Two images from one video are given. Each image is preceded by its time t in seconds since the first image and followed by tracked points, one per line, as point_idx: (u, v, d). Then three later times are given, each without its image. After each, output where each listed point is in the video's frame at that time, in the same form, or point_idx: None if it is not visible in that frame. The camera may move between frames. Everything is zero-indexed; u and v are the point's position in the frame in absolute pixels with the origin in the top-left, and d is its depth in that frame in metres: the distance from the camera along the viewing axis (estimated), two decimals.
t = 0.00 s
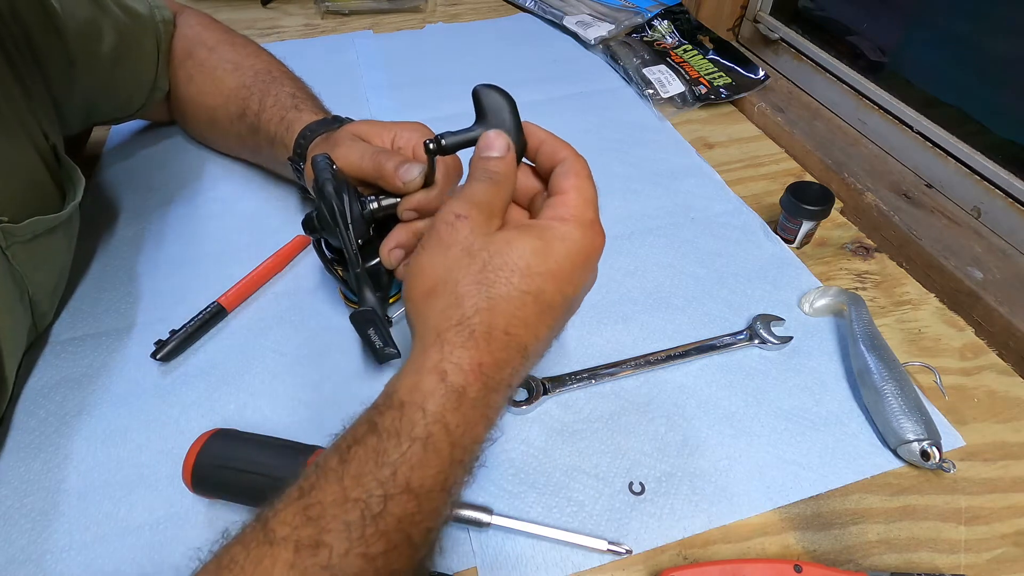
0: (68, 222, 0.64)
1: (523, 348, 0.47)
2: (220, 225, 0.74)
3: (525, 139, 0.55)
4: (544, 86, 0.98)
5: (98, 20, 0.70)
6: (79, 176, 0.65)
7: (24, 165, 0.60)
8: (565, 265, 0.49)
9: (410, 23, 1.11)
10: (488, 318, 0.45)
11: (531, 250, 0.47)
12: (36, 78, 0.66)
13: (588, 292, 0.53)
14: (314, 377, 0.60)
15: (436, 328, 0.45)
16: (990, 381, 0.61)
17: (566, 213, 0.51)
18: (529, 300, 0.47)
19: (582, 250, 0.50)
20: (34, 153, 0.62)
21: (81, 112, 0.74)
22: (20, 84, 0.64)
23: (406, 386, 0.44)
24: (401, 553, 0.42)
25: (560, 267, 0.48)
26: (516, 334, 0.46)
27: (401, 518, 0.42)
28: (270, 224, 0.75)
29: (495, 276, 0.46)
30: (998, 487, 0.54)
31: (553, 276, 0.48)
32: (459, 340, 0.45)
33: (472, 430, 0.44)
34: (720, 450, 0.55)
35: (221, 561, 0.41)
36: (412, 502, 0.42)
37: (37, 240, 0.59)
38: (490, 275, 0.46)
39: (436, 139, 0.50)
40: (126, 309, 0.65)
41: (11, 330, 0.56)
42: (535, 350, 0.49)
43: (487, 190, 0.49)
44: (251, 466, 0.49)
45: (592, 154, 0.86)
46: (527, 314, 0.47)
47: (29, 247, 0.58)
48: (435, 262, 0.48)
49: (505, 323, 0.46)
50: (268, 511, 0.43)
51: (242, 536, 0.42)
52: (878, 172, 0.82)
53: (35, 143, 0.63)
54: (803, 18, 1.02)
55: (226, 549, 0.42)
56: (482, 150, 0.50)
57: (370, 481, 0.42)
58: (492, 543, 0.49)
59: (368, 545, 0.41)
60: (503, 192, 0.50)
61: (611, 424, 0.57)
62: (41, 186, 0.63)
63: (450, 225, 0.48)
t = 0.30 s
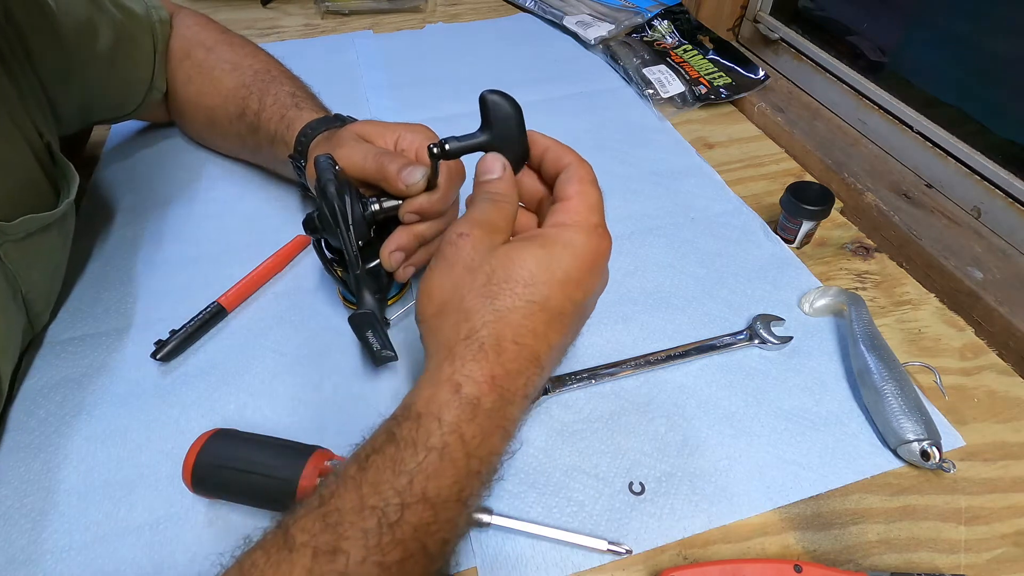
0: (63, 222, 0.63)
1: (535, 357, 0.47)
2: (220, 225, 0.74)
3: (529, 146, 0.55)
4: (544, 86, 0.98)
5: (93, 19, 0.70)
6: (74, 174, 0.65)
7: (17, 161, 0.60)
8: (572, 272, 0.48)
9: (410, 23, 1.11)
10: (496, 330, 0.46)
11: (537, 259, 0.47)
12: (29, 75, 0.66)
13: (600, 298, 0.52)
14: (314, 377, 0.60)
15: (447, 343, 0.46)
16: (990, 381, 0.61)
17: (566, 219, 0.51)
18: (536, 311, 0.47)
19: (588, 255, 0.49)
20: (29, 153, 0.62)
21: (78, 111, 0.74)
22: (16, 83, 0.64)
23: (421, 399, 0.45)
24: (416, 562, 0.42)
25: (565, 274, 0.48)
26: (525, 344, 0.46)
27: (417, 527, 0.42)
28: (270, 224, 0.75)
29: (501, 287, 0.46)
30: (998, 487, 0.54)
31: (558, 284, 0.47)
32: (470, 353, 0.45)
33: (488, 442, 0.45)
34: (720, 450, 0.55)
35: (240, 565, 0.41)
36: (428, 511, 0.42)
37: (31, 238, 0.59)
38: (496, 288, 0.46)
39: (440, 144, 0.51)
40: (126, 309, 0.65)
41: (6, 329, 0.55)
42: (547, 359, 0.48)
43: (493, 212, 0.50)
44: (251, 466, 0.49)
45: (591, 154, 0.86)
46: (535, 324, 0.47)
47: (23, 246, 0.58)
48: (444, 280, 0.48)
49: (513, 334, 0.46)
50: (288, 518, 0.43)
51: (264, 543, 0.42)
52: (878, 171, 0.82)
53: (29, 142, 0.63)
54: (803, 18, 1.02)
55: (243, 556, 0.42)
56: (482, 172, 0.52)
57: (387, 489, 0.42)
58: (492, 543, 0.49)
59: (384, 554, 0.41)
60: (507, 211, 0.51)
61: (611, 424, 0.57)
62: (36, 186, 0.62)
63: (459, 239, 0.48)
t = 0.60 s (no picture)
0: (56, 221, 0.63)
1: (543, 363, 0.46)
2: (220, 225, 0.74)
3: (537, 152, 0.56)
4: (544, 86, 0.98)
5: (89, 20, 0.70)
6: (67, 175, 0.65)
7: (13, 163, 0.60)
8: (580, 274, 0.47)
9: (411, 23, 1.11)
10: (503, 334, 0.45)
11: (545, 262, 0.47)
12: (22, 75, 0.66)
13: (612, 301, 0.51)
14: (314, 377, 0.60)
15: (453, 350, 0.46)
16: (990, 381, 0.61)
17: (575, 221, 0.51)
18: (542, 314, 0.46)
19: (597, 256, 0.48)
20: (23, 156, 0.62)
21: (74, 112, 0.74)
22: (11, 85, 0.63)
23: (426, 407, 0.45)
24: None
25: (573, 276, 0.47)
26: (532, 349, 0.46)
27: (420, 539, 0.42)
28: (271, 224, 0.75)
29: (509, 293, 0.46)
30: (998, 487, 0.54)
31: (567, 286, 0.47)
32: (476, 359, 0.45)
33: (494, 451, 0.44)
34: (720, 450, 0.55)
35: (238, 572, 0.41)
36: (432, 523, 0.42)
37: (25, 237, 0.59)
38: (501, 292, 0.46)
39: (443, 148, 0.51)
40: (126, 309, 0.65)
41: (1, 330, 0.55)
42: (556, 364, 0.48)
43: (498, 216, 0.50)
44: (251, 466, 0.49)
45: (591, 154, 0.86)
46: (544, 328, 0.46)
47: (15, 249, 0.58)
48: (447, 286, 0.48)
49: (519, 338, 0.46)
50: (290, 529, 0.43)
51: (265, 554, 0.42)
52: (878, 171, 0.82)
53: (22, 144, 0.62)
54: (803, 18, 1.02)
55: (251, 563, 0.43)
56: (490, 177, 0.52)
57: (391, 499, 0.42)
58: (491, 544, 0.49)
59: (387, 566, 0.41)
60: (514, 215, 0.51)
61: (611, 424, 0.57)
62: (30, 188, 0.62)
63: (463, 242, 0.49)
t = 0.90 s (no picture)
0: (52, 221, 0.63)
1: (552, 370, 0.47)
2: (220, 225, 0.74)
3: (546, 164, 0.55)
4: (543, 86, 0.98)
5: (86, 18, 0.71)
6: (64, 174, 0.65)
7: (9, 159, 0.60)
8: (588, 283, 0.48)
9: (410, 23, 1.11)
10: (512, 342, 0.45)
11: (554, 271, 0.47)
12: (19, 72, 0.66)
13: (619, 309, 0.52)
14: (314, 377, 0.60)
15: (463, 357, 0.46)
16: (990, 381, 0.61)
17: (583, 232, 0.51)
18: (551, 322, 0.46)
19: (605, 266, 0.49)
20: (18, 156, 0.62)
21: (72, 112, 0.74)
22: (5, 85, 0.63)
23: (436, 412, 0.45)
24: None
25: (581, 286, 0.47)
26: (541, 357, 0.46)
27: (431, 542, 0.42)
28: (271, 224, 0.75)
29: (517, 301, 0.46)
30: (998, 487, 0.54)
31: (575, 295, 0.47)
32: (485, 366, 0.45)
33: (504, 456, 0.44)
34: (720, 450, 0.55)
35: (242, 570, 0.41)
36: (442, 526, 0.42)
37: (22, 236, 0.59)
38: (510, 300, 0.46)
39: (456, 153, 0.50)
40: (125, 309, 0.65)
41: None
42: (565, 372, 0.48)
43: (507, 228, 0.50)
44: (251, 466, 0.49)
45: (591, 154, 0.86)
46: (552, 336, 0.46)
47: (10, 251, 0.58)
48: (459, 293, 0.48)
49: (528, 346, 0.46)
50: (303, 533, 0.43)
51: (276, 555, 0.42)
52: (878, 171, 0.82)
53: (17, 145, 0.62)
54: (803, 18, 1.02)
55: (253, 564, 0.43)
56: (490, 192, 0.53)
57: (402, 503, 0.42)
58: (493, 546, 0.49)
59: (399, 569, 0.41)
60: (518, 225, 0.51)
61: (611, 424, 0.57)
62: (25, 190, 0.62)
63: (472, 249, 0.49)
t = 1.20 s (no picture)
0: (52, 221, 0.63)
1: (549, 369, 0.47)
2: (220, 225, 0.74)
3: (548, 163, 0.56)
4: (543, 86, 0.98)
5: (86, 18, 0.71)
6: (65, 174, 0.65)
7: (9, 159, 0.60)
8: (587, 282, 0.48)
9: (410, 23, 1.11)
10: (509, 340, 0.45)
11: (552, 270, 0.47)
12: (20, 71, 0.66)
13: (619, 309, 0.51)
14: (314, 377, 0.60)
15: (460, 355, 0.46)
16: (990, 381, 0.61)
17: (583, 232, 0.51)
18: (548, 320, 0.46)
19: (604, 265, 0.49)
20: (19, 157, 0.62)
21: (72, 111, 0.74)
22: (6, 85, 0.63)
23: (434, 411, 0.45)
24: None
25: (579, 284, 0.47)
26: (538, 355, 0.46)
27: (428, 541, 0.42)
28: (271, 224, 0.75)
29: (515, 300, 0.46)
30: (998, 487, 0.54)
31: (572, 294, 0.47)
32: (482, 364, 0.45)
33: (501, 454, 0.44)
34: (721, 450, 0.55)
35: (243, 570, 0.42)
36: (439, 525, 0.42)
37: (24, 235, 0.59)
38: (508, 298, 0.46)
39: (460, 154, 0.50)
40: (125, 309, 0.65)
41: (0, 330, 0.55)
42: (563, 370, 0.48)
43: (505, 226, 0.50)
44: (251, 466, 0.49)
45: (591, 154, 0.86)
46: (549, 334, 0.46)
47: (10, 252, 0.57)
48: (456, 293, 0.49)
49: (526, 344, 0.46)
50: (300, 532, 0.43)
51: (276, 554, 0.43)
52: (878, 171, 0.82)
53: (17, 145, 0.62)
54: (803, 18, 1.02)
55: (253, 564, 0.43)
56: (495, 189, 0.52)
57: (399, 501, 0.42)
58: (492, 545, 0.49)
59: (395, 568, 0.41)
60: (519, 224, 0.51)
61: (611, 424, 0.57)
62: (25, 190, 0.62)
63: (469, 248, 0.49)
